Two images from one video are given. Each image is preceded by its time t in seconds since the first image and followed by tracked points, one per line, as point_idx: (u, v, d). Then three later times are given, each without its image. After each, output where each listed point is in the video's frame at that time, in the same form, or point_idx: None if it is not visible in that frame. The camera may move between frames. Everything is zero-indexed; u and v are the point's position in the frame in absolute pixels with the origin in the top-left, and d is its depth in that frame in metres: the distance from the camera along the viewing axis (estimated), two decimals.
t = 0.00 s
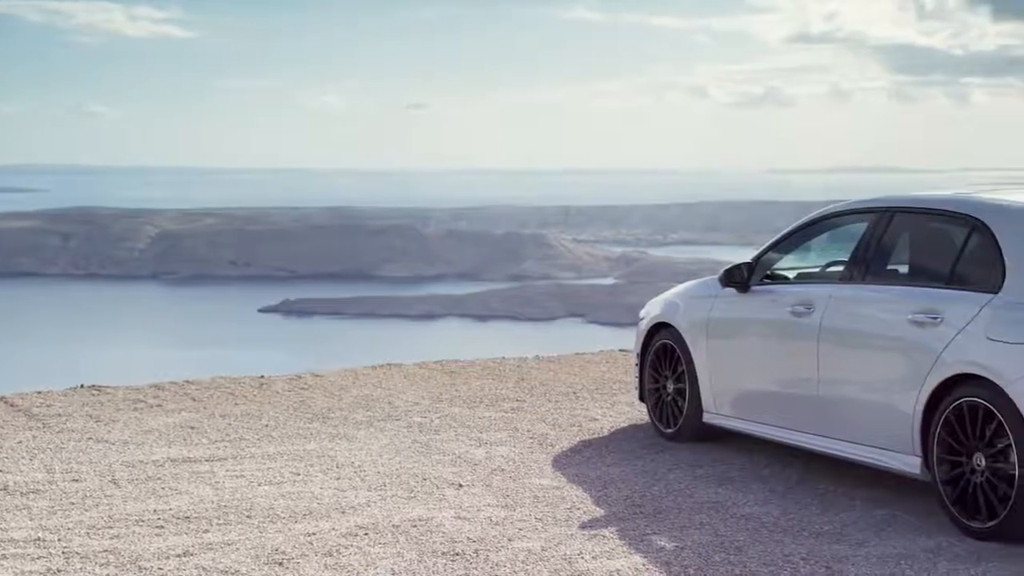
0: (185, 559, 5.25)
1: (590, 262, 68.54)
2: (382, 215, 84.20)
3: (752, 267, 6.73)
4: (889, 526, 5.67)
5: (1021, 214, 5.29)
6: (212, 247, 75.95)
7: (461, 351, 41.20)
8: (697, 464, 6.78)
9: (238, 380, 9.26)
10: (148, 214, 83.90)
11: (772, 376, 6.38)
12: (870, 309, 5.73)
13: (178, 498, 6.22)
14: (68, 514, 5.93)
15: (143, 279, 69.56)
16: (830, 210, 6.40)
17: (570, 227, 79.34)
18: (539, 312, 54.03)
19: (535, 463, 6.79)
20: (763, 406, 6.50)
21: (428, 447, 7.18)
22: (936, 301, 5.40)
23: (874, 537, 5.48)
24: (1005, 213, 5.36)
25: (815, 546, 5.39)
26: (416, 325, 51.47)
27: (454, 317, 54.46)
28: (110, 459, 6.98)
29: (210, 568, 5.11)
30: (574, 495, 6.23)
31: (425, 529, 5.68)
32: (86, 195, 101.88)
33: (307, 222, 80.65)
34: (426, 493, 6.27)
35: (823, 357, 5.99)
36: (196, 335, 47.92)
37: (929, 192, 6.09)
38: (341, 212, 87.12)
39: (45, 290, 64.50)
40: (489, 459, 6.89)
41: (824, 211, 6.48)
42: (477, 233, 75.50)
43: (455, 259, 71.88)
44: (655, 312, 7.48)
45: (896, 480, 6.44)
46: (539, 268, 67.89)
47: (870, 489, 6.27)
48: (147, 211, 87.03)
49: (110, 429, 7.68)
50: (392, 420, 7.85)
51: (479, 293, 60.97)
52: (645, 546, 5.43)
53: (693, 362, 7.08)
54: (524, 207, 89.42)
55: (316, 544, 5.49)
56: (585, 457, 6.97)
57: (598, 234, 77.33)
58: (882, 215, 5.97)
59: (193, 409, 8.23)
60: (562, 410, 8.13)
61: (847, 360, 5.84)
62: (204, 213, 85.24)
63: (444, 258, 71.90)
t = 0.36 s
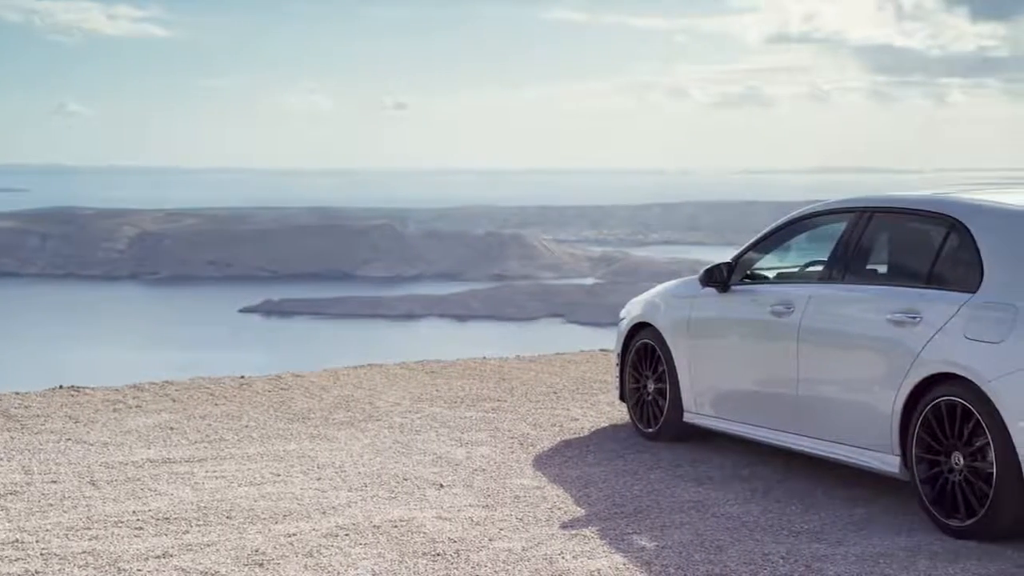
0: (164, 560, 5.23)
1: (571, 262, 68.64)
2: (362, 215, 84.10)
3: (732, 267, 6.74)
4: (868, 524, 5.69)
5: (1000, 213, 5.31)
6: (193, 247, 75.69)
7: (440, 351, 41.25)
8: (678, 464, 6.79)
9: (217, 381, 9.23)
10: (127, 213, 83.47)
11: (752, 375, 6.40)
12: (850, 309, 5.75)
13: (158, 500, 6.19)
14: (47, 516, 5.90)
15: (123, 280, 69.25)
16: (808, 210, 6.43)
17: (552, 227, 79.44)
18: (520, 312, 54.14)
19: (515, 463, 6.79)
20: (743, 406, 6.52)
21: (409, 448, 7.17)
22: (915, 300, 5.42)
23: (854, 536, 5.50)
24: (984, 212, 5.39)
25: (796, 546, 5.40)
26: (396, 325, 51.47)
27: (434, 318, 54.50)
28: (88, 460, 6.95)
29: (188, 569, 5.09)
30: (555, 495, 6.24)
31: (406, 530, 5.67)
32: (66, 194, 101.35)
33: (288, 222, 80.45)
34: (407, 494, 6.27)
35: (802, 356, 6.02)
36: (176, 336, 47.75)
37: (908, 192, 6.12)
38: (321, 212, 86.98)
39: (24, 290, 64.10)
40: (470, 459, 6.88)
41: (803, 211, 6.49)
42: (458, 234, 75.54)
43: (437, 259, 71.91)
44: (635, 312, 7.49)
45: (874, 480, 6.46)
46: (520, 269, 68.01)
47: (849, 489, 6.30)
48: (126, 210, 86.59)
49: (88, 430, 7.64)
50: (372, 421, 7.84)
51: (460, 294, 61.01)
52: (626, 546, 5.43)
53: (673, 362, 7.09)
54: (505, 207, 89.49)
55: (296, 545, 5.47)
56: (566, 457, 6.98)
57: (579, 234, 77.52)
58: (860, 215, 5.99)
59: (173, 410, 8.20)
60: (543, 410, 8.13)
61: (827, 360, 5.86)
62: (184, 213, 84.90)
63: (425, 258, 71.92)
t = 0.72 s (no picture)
0: (145, 562, 5.20)
1: (553, 262, 68.77)
2: (343, 215, 83.98)
3: (712, 267, 6.76)
4: (849, 523, 5.71)
5: (978, 212, 5.35)
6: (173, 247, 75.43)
7: (423, 350, 41.32)
8: (660, 463, 6.81)
9: (198, 382, 9.19)
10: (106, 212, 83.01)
11: (733, 375, 6.42)
12: (831, 309, 5.76)
13: (139, 501, 6.17)
14: (27, 518, 5.86)
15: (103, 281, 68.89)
16: (790, 210, 6.44)
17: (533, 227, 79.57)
18: (502, 313, 54.24)
19: (497, 463, 6.79)
20: (724, 405, 6.54)
21: (391, 448, 7.16)
22: (896, 300, 5.45)
23: (834, 535, 5.52)
24: (963, 212, 5.42)
25: (778, 545, 5.41)
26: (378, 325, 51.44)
27: (416, 317, 54.51)
28: (68, 461, 6.91)
29: (168, 571, 5.07)
30: (537, 495, 6.24)
31: (388, 530, 5.67)
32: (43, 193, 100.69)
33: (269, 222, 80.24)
34: (389, 495, 6.26)
35: (783, 356, 6.04)
36: (156, 337, 47.55)
37: (889, 191, 6.15)
38: (302, 212, 86.77)
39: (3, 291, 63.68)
40: (452, 459, 6.87)
41: (785, 211, 6.50)
42: (440, 233, 75.56)
43: (419, 259, 71.94)
44: (616, 312, 7.51)
45: (856, 478, 6.49)
46: (502, 269, 68.12)
47: (830, 487, 6.32)
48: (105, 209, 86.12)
49: (68, 431, 7.60)
50: (354, 421, 7.82)
51: (442, 294, 61.04)
52: (608, 546, 5.44)
53: (655, 362, 7.10)
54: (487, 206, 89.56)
55: (277, 546, 5.45)
56: (548, 457, 6.98)
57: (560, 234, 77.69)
58: (841, 215, 6.01)
59: (154, 411, 8.17)
60: (525, 411, 8.13)
61: (808, 360, 5.88)
62: (163, 213, 84.50)
63: (407, 259, 71.92)
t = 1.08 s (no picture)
0: (127, 563, 5.18)
1: (537, 262, 68.93)
2: (327, 215, 83.89)
3: (695, 267, 6.77)
4: (831, 522, 5.72)
5: (959, 212, 5.37)
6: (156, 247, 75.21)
7: (408, 350, 41.41)
8: (643, 463, 6.81)
9: (181, 382, 9.15)
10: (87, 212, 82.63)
11: (714, 375, 6.43)
12: (813, 307, 5.78)
13: (120, 502, 6.14)
14: (7, 519, 5.83)
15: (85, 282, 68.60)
16: (773, 210, 6.45)
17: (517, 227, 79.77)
18: (486, 313, 54.35)
19: (480, 463, 6.79)
20: (706, 405, 6.55)
21: (374, 448, 7.15)
22: (878, 299, 5.47)
23: (816, 534, 5.54)
24: (944, 212, 5.44)
25: (761, 544, 5.42)
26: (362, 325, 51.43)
27: (400, 318, 54.54)
28: (49, 462, 6.87)
29: (150, 571, 5.06)
30: (520, 495, 6.23)
31: (372, 530, 5.66)
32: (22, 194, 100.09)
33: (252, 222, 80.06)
34: (372, 495, 6.24)
35: (765, 355, 6.05)
36: (139, 337, 47.37)
37: (871, 191, 6.17)
38: (285, 212, 86.62)
39: None
40: (435, 459, 6.87)
41: (767, 210, 6.52)
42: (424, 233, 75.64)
43: (404, 260, 72.00)
44: (599, 312, 7.51)
45: (838, 478, 6.50)
46: (486, 270, 68.25)
47: (812, 486, 6.34)
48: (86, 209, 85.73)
49: (48, 432, 7.56)
50: (338, 421, 7.81)
51: (426, 294, 61.09)
52: (591, 545, 5.44)
53: (638, 361, 7.11)
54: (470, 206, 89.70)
55: (259, 546, 5.44)
56: (531, 457, 6.97)
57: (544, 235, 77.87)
58: (824, 215, 6.02)
59: (136, 411, 8.14)
60: (509, 410, 8.13)
61: (789, 357, 5.90)
62: (145, 212, 84.16)
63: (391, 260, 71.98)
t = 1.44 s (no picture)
0: (107, 564, 5.15)
1: (520, 262, 69.06)
2: (308, 215, 83.79)
3: (678, 267, 6.78)
4: (813, 522, 5.74)
5: (940, 213, 5.40)
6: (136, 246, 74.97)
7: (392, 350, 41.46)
8: (626, 463, 6.82)
9: (162, 383, 9.12)
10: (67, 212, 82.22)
11: (697, 374, 6.44)
12: (795, 307, 5.80)
13: (101, 503, 6.11)
14: None
15: (65, 282, 68.28)
16: (754, 210, 6.46)
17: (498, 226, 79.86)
18: (468, 313, 54.42)
19: (463, 463, 6.78)
20: (688, 404, 6.56)
21: (356, 448, 7.14)
22: (859, 300, 5.49)
23: (798, 533, 5.55)
24: (925, 212, 5.46)
25: (742, 543, 5.44)
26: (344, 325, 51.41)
27: (382, 318, 54.54)
28: (30, 463, 6.83)
29: (132, 572, 5.04)
30: (503, 495, 6.23)
31: (355, 531, 5.64)
32: None
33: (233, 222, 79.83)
34: (354, 495, 6.23)
35: (747, 355, 6.07)
36: (121, 337, 47.25)
37: (852, 192, 6.19)
38: (266, 211, 86.43)
39: None
40: (418, 459, 6.87)
41: (750, 210, 6.52)
42: (406, 233, 75.66)
43: (386, 261, 72.00)
44: (583, 311, 7.51)
45: (820, 477, 6.52)
46: (468, 270, 68.34)
47: (794, 485, 6.36)
48: (65, 209, 85.32)
49: (29, 433, 7.52)
50: (320, 422, 7.79)
51: (408, 294, 61.12)
52: (574, 545, 5.45)
53: (621, 361, 7.11)
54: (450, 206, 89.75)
55: (241, 547, 5.42)
56: (514, 457, 6.97)
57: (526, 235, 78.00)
58: (805, 216, 6.04)
59: (117, 412, 8.10)
60: (492, 410, 8.12)
61: (771, 357, 5.92)
62: (125, 212, 83.79)
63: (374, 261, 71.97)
